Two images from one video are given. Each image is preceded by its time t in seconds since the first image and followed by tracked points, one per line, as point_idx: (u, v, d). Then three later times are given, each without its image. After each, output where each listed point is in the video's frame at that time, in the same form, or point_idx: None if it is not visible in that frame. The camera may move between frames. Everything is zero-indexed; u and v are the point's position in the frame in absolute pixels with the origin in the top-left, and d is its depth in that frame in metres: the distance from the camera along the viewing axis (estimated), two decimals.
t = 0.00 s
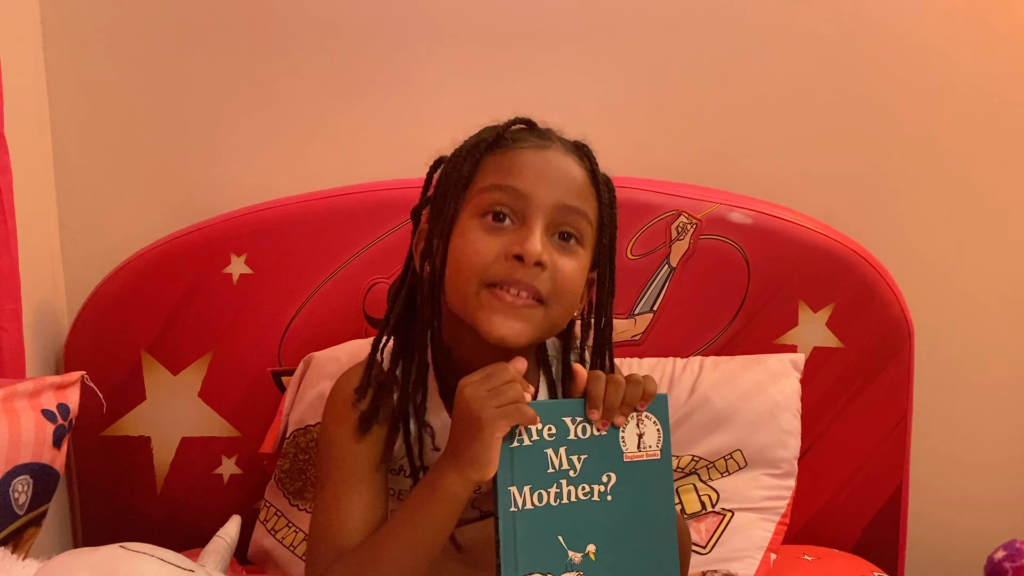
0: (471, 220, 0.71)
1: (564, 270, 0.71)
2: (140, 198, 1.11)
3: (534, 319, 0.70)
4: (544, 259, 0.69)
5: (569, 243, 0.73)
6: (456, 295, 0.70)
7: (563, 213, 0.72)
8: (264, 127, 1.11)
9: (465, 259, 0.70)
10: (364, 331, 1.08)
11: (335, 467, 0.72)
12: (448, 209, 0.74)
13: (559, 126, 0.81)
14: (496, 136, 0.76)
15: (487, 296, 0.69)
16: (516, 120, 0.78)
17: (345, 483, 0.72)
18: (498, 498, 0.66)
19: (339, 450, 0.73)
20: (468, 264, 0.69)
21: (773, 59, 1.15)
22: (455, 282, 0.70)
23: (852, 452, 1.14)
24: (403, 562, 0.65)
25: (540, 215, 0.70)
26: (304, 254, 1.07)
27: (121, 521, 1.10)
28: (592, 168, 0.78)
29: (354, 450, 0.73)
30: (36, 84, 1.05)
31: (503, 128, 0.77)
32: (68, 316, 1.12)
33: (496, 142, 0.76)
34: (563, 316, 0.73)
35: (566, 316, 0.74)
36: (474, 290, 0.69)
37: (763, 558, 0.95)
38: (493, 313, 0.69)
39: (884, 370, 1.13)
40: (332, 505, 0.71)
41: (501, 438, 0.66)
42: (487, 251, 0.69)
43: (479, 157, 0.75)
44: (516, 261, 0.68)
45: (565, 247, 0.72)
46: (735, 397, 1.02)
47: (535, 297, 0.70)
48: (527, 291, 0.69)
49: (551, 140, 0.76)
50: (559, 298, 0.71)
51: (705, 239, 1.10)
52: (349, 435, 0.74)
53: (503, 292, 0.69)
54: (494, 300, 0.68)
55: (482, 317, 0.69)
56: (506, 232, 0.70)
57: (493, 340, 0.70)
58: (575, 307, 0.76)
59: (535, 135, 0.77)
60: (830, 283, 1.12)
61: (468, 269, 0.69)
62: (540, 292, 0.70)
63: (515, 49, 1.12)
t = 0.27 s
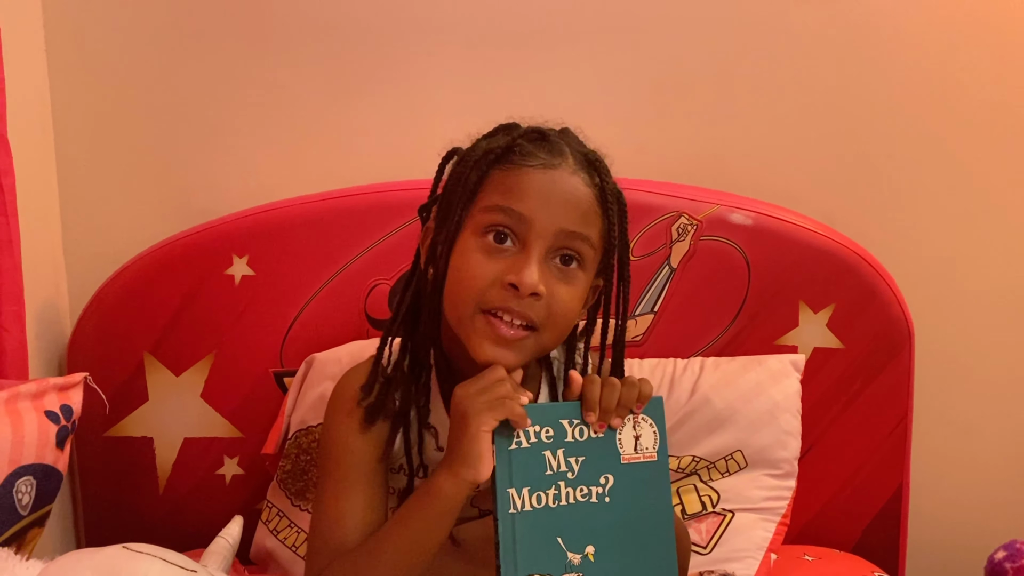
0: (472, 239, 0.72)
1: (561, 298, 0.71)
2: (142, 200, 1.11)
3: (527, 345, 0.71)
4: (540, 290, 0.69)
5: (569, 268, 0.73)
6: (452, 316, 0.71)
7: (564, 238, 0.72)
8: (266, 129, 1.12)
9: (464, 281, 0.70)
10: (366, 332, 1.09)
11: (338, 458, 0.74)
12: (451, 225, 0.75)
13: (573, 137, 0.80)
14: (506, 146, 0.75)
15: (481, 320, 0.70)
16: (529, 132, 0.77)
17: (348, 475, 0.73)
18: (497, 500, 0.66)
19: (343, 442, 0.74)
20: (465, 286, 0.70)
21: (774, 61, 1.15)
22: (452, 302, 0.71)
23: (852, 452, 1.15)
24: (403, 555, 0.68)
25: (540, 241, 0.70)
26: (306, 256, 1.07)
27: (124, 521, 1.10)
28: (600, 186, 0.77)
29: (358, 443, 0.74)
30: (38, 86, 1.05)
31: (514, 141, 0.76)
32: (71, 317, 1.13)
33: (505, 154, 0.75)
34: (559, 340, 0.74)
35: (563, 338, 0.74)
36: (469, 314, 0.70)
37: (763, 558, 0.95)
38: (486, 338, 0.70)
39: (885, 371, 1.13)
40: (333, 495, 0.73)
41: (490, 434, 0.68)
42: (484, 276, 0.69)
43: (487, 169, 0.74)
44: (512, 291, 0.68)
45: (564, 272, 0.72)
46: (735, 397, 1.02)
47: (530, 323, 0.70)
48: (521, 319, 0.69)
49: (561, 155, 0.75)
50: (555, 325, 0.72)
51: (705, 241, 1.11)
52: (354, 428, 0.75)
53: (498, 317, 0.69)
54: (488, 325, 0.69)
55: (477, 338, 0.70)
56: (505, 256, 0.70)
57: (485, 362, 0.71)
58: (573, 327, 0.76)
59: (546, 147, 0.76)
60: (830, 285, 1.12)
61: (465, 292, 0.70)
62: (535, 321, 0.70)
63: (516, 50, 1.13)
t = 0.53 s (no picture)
0: (484, 232, 0.72)
1: (578, 284, 0.71)
2: (145, 200, 1.12)
3: (547, 334, 0.70)
4: (558, 273, 0.69)
5: (582, 255, 0.73)
6: (469, 309, 0.71)
7: (577, 226, 0.72)
8: (268, 129, 1.12)
9: (480, 271, 0.70)
10: (368, 332, 1.09)
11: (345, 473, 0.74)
12: (461, 221, 0.74)
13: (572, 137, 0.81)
14: (511, 143, 0.76)
15: (501, 309, 0.69)
16: (531, 130, 0.78)
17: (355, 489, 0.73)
18: (499, 499, 0.66)
19: (348, 456, 0.74)
20: (482, 277, 0.69)
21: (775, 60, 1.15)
22: (469, 295, 0.71)
23: (854, 452, 1.14)
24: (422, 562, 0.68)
25: (554, 229, 0.71)
26: (308, 256, 1.07)
27: (127, 521, 1.10)
28: (606, 178, 0.78)
29: (364, 455, 0.74)
30: (41, 87, 1.05)
31: (518, 139, 0.77)
32: (74, 318, 1.13)
33: (511, 150, 0.76)
34: (575, 330, 0.73)
35: (578, 328, 0.74)
36: (489, 304, 0.69)
37: (766, 558, 0.95)
38: (507, 327, 0.69)
39: (887, 370, 1.13)
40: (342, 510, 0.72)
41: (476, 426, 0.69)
42: (501, 264, 0.69)
43: (495, 164, 0.75)
44: (530, 275, 0.68)
45: (579, 259, 0.72)
46: (738, 397, 1.02)
47: (548, 311, 0.70)
48: (541, 306, 0.69)
49: (565, 150, 0.76)
50: (573, 312, 0.71)
51: (707, 241, 1.11)
52: (359, 441, 0.75)
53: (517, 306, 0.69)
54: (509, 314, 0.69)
55: (497, 329, 0.69)
56: (520, 245, 0.70)
57: (504, 355, 0.70)
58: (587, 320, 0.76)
59: (550, 144, 0.77)
60: (833, 284, 1.12)
61: (482, 282, 0.70)
62: (555, 307, 0.70)
63: (517, 50, 1.13)
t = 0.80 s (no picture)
0: (490, 226, 0.72)
1: (583, 278, 0.71)
2: (148, 201, 1.12)
3: (554, 327, 0.70)
4: (563, 266, 0.69)
5: (587, 249, 0.73)
6: (476, 301, 0.71)
7: (582, 219, 0.72)
8: (270, 130, 1.12)
9: (486, 265, 0.70)
10: (371, 332, 1.09)
11: (351, 471, 0.74)
12: (466, 216, 0.74)
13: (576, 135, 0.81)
14: (515, 141, 0.77)
15: (507, 302, 0.69)
16: (535, 128, 0.79)
17: (361, 487, 0.73)
18: (502, 498, 0.66)
19: (355, 454, 0.75)
20: (488, 270, 0.70)
21: (777, 60, 1.15)
22: (475, 288, 0.71)
23: (858, 451, 1.14)
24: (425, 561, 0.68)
25: (559, 223, 0.71)
26: (311, 255, 1.08)
27: (131, 521, 1.11)
28: (610, 175, 0.78)
29: (371, 453, 0.75)
30: (44, 88, 1.06)
31: (522, 136, 0.77)
32: (78, 318, 1.13)
33: (515, 148, 0.76)
34: (580, 325, 0.73)
35: (584, 322, 0.74)
36: (495, 296, 0.69)
37: (769, 557, 0.95)
38: (513, 320, 0.69)
39: (890, 369, 1.13)
40: (349, 506, 0.73)
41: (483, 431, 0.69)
42: (507, 257, 0.69)
43: (499, 161, 0.75)
44: (536, 268, 0.68)
45: (584, 253, 0.72)
46: (741, 396, 1.02)
47: (554, 304, 0.70)
48: (547, 299, 0.69)
49: (569, 147, 0.77)
50: (579, 306, 0.71)
51: (710, 240, 1.11)
52: (366, 438, 0.75)
53: (523, 299, 0.69)
54: (514, 307, 0.69)
55: (503, 322, 0.69)
56: (525, 238, 0.70)
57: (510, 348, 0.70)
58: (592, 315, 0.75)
59: (554, 142, 0.78)
60: (835, 283, 1.12)
61: (488, 275, 0.70)
62: (560, 300, 0.70)
63: (519, 50, 1.13)
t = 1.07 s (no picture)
0: (492, 236, 0.72)
1: (580, 294, 0.71)
2: (151, 201, 1.12)
3: (548, 341, 0.71)
4: (561, 284, 0.69)
5: (588, 265, 0.73)
6: (474, 313, 0.71)
7: (584, 236, 0.72)
8: (272, 130, 1.12)
9: (486, 278, 0.70)
10: (374, 332, 1.09)
11: (353, 456, 0.74)
12: (471, 223, 0.74)
13: (589, 143, 0.80)
14: (526, 150, 0.75)
15: (503, 315, 0.69)
16: (547, 136, 0.78)
17: (362, 473, 0.73)
18: (506, 495, 0.66)
19: (358, 439, 0.75)
20: (488, 283, 0.70)
21: (780, 59, 1.15)
22: (475, 300, 0.71)
23: (860, 450, 1.14)
24: (421, 557, 0.68)
25: (561, 239, 0.71)
26: (314, 255, 1.08)
27: (134, 520, 1.11)
28: (618, 188, 0.77)
29: (373, 440, 0.75)
30: (47, 89, 1.06)
31: (533, 144, 0.76)
32: (81, 318, 1.13)
33: (526, 157, 0.75)
34: (576, 337, 0.74)
35: (581, 334, 0.75)
36: (492, 310, 0.70)
37: (771, 556, 0.95)
38: (508, 333, 0.69)
39: (893, 368, 1.13)
40: (350, 491, 0.73)
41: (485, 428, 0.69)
42: (506, 271, 0.69)
43: (508, 170, 0.75)
44: (534, 284, 0.68)
45: (584, 269, 0.72)
46: (743, 395, 1.02)
47: (551, 319, 0.70)
48: (543, 314, 0.69)
49: (579, 158, 0.76)
50: (574, 322, 0.72)
51: (713, 239, 1.11)
52: (369, 424, 0.76)
53: (520, 313, 0.69)
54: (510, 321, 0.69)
55: (500, 335, 0.70)
56: (526, 253, 0.70)
57: (504, 359, 0.71)
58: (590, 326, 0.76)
59: (565, 151, 0.77)
60: (838, 283, 1.12)
61: (487, 289, 0.70)
62: (556, 316, 0.70)
63: (521, 50, 1.13)
